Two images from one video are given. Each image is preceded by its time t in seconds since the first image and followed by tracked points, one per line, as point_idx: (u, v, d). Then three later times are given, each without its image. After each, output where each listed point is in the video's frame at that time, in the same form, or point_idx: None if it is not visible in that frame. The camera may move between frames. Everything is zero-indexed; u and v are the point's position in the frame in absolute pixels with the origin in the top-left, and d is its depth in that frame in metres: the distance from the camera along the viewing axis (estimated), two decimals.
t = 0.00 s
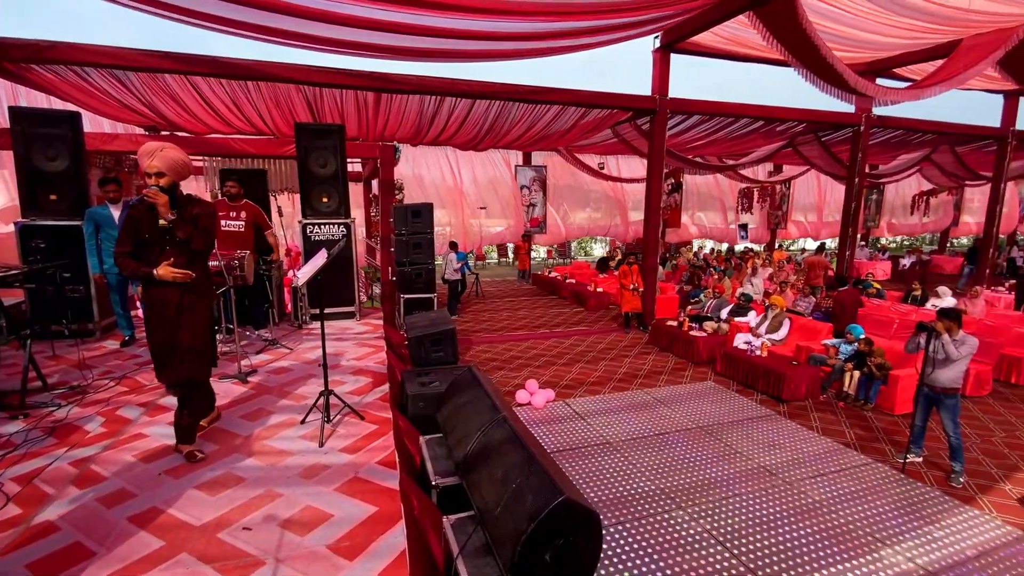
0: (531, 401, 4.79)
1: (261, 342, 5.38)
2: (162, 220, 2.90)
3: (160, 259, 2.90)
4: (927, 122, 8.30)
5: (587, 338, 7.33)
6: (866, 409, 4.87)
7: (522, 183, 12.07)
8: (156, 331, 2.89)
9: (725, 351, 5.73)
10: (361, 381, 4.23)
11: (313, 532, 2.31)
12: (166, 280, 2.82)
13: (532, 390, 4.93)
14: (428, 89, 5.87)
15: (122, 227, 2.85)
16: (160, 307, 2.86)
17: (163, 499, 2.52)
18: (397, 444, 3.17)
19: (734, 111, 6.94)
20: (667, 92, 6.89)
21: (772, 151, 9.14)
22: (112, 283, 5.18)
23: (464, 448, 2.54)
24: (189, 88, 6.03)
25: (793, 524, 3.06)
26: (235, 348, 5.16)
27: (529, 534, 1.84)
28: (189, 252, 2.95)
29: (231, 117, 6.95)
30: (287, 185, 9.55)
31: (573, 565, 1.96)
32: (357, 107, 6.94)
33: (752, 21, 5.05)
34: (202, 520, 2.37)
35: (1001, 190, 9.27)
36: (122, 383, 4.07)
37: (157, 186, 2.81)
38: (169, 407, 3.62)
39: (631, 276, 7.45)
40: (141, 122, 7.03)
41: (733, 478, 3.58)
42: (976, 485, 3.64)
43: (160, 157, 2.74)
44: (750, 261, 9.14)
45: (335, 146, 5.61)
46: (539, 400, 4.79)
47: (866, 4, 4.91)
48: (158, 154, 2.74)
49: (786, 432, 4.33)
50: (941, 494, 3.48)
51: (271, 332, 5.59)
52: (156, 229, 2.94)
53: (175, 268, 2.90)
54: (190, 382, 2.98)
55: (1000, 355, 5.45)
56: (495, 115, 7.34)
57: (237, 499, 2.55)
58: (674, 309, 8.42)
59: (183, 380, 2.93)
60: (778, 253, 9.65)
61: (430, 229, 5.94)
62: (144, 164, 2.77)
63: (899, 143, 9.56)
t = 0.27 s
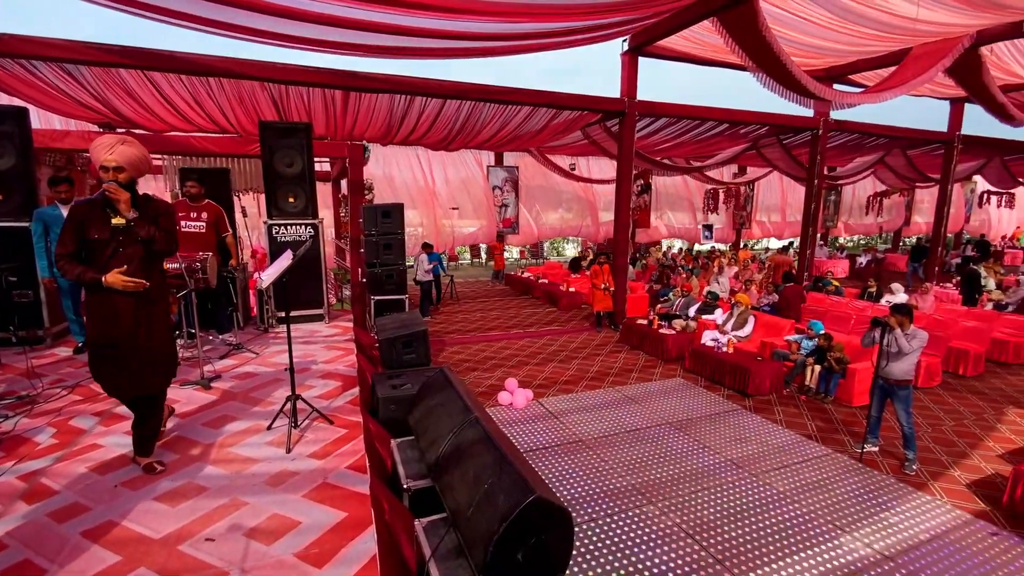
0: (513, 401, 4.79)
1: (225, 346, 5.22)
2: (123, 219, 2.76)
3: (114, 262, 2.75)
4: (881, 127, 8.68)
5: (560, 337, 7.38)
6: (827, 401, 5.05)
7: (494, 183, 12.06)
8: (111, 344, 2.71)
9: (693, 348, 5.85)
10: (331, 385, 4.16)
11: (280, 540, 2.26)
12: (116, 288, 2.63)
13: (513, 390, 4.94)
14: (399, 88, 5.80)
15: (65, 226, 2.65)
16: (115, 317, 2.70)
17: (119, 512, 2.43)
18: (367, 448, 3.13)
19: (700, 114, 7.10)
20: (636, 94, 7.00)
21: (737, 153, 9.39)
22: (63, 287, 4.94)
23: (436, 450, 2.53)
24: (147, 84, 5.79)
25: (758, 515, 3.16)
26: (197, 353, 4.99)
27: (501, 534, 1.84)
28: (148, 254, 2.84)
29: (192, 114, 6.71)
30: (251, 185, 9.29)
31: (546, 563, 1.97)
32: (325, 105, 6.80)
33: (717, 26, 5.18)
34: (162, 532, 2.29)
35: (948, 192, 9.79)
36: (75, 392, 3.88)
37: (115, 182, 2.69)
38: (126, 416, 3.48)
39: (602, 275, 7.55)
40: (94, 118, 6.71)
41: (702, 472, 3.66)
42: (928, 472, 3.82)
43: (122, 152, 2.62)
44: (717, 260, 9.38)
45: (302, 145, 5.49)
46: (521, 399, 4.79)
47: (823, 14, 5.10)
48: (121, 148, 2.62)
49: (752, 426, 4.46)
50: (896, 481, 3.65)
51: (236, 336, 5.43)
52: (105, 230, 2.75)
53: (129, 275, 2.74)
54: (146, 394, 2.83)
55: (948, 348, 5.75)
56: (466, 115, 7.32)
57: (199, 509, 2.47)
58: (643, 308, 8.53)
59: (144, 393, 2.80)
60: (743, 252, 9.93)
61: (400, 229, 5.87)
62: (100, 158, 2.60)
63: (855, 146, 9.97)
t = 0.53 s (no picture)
0: (494, 400, 4.78)
1: (185, 352, 5.05)
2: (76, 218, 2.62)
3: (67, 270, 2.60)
4: (837, 130, 9.04)
5: (532, 337, 7.41)
6: (788, 395, 5.23)
7: (465, 183, 12.01)
8: (58, 356, 2.59)
9: (662, 345, 5.96)
10: (297, 390, 4.08)
11: (242, 552, 2.23)
12: (59, 302, 2.52)
13: (494, 390, 4.92)
14: (366, 87, 5.71)
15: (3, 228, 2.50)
16: (63, 328, 2.59)
17: (71, 529, 2.35)
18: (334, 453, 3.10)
19: (666, 117, 7.25)
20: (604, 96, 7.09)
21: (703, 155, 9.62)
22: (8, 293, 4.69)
23: (406, 453, 2.50)
24: (99, 79, 5.54)
25: (724, 507, 3.25)
26: (155, 360, 4.82)
27: (471, 535, 1.83)
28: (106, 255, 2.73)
29: (149, 112, 6.44)
30: (213, 185, 9.00)
31: (516, 563, 1.97)
32: (290, 102, 6.64)
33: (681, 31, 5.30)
34: (116, 548, 2.23)
35: (899, 193, 10.27)
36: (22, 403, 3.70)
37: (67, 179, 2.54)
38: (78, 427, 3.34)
39: (573, 275, 7.63)
40: (42, 115, 6.37)
41: (671, 466, 3.74)
42: (883, 460, 4.00)
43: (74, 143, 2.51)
44: (684, 259, 9.59)
45: (265, 143, 5.33)
46: (502, 399, 4.78)
47: (779, 20, 5.31)
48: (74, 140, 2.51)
49: (718, 420, 4.59)
50: (852, 470, 3.81)
51: (197, 341, 5.26)
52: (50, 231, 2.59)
53: (80, 282, 2.62)
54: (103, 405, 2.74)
55: (900, 342, 6.03)
56: (436, 115, 7.27)
57: (156, 523, 2.41)
58: (614, 307, 8.71)
59: (101, 404, 2.71)
60: (709, 251, 10.19)
61: (369, 230, 5.78)
62: (49, 153, 2.44)
63: (814, 149, 10.35)
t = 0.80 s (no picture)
0: (474, 402, 4.77)
1: (142, 359, 4.85)
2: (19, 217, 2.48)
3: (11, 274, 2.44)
4: (797, 134, 9.38)
5: (504, 337, 7.42)
6: (753, 389, 5.41)
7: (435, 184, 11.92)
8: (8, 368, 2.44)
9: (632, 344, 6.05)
10: (262, 396, 3.97)
11: (204, 564, 2.16)
12: None
13: (475, 390, 4.90)
14: (333, 85, 5.61)
15: None
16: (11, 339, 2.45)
17: (18, 549, 2.23)
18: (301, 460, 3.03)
19: (634, 119, 7.37)
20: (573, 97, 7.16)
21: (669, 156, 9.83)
22: None
23: (375, 457, 2.47)
24: (47, 74, 5.25)
25: (692, 501, 3.32)
26: (110, 367, 4.61)
27: (442, 538, 1.82)
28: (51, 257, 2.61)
29: (102, 108, 6.14)
30: (171, 185, 8.65)
31: (488, 565, 1.97)
32: (253, 100, 6.45)
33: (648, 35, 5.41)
34: (68, 566, 2.13)
35: (854, 194, 10.74)
36: None
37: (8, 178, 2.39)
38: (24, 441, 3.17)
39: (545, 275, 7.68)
40: None
41: (641, 462, 3.80)
42: (841, 450, 4.17)
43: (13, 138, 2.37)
44: (653, 259, 9.78)
45: (226, 142, 5.15)
46: (481, 401, 4.77)
47: (740, 26, 5.49)
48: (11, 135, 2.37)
49: (685, 415, 4.69)
50: (812, 460, 3.96)
51: (155, 347, 5.06)
52: None
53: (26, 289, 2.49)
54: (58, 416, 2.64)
55: (855, 336, 6.31)
56: (405, 115, 7.19)
57: (112, 538, 2.32)
58: (585, 307, 8.81)
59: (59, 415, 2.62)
60: (676, 250, 10.42)
61: (336, 231, 5.68)
62: None
63: (775, 151, 10.71)
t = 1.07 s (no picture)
0: (453, 403, 4.74)
1: (96, 368, 4.63)
2: None
3: None
4: (758, 137, 9.68)
5: (477, 338, 7.40)
6: (719, 385, 5.55)
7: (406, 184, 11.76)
8: None
9: (603, 343, 6.12)
10: (226, 403, 3.85)
11: None
12: None
13: (456, 389, 4.84)
14: (298, 84, 5.48)
15: None
16: None
17: None
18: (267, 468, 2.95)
19: (602, 121, 7.46)
20: (543, 99, 7.21)
21: (637, 158, 10.00)
22: None
23: (345, 463, 2.42)
24: None
25: (663, 496, 3.39)
26: (60, 378, 4.38)
27: (412, 543, 1.80)
28: None
29: (50, 106, 5.82)
30: (125, 186, 8.29)
31: (459, 568, 1.96)
32: (214, 98, 6.24)
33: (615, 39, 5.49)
34: None
35: (812, 195, 11.16)
36: None
37: None
38: None
39: (516, 276, 7.69)
40: None
41: (613, 459, 3.86)
42: (803, 442, 4.32)
43: None
44: (622, 259, 9.93)
45: (185, 142, 4.97)
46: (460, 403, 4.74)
47: (705, 31, 5.63)
48: None
49: (655, 411, 4.78)
50: (776, 452, 4.09)
51: (110, 355, 4.84)
52: None
53: None
54: None
55: (815, 331, 6.56)
56: (373, 114, 7.09)
57: (64, 556, 2.21)
58: (557, 306, 8.86)
59: None
60: (645, 250, 10.61)
61: (302, 232, 5.55)
62: None
63: (738, 153, 11.03)
